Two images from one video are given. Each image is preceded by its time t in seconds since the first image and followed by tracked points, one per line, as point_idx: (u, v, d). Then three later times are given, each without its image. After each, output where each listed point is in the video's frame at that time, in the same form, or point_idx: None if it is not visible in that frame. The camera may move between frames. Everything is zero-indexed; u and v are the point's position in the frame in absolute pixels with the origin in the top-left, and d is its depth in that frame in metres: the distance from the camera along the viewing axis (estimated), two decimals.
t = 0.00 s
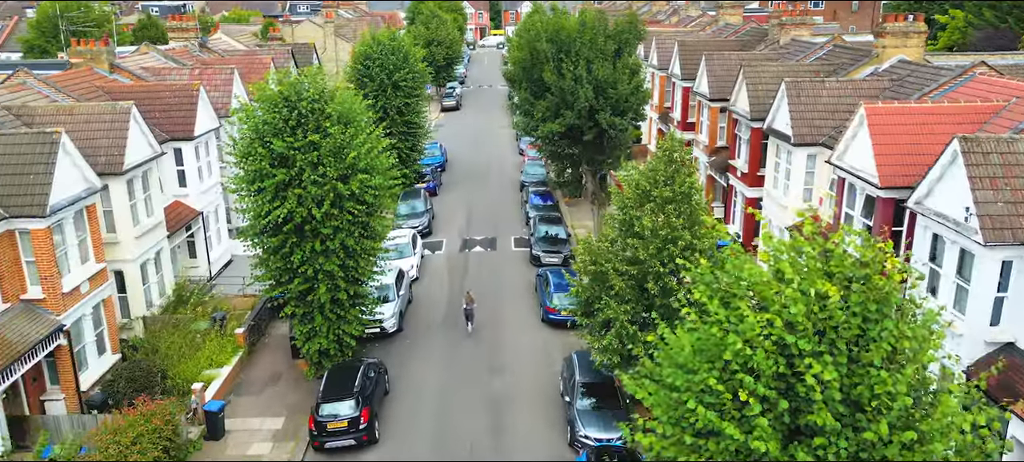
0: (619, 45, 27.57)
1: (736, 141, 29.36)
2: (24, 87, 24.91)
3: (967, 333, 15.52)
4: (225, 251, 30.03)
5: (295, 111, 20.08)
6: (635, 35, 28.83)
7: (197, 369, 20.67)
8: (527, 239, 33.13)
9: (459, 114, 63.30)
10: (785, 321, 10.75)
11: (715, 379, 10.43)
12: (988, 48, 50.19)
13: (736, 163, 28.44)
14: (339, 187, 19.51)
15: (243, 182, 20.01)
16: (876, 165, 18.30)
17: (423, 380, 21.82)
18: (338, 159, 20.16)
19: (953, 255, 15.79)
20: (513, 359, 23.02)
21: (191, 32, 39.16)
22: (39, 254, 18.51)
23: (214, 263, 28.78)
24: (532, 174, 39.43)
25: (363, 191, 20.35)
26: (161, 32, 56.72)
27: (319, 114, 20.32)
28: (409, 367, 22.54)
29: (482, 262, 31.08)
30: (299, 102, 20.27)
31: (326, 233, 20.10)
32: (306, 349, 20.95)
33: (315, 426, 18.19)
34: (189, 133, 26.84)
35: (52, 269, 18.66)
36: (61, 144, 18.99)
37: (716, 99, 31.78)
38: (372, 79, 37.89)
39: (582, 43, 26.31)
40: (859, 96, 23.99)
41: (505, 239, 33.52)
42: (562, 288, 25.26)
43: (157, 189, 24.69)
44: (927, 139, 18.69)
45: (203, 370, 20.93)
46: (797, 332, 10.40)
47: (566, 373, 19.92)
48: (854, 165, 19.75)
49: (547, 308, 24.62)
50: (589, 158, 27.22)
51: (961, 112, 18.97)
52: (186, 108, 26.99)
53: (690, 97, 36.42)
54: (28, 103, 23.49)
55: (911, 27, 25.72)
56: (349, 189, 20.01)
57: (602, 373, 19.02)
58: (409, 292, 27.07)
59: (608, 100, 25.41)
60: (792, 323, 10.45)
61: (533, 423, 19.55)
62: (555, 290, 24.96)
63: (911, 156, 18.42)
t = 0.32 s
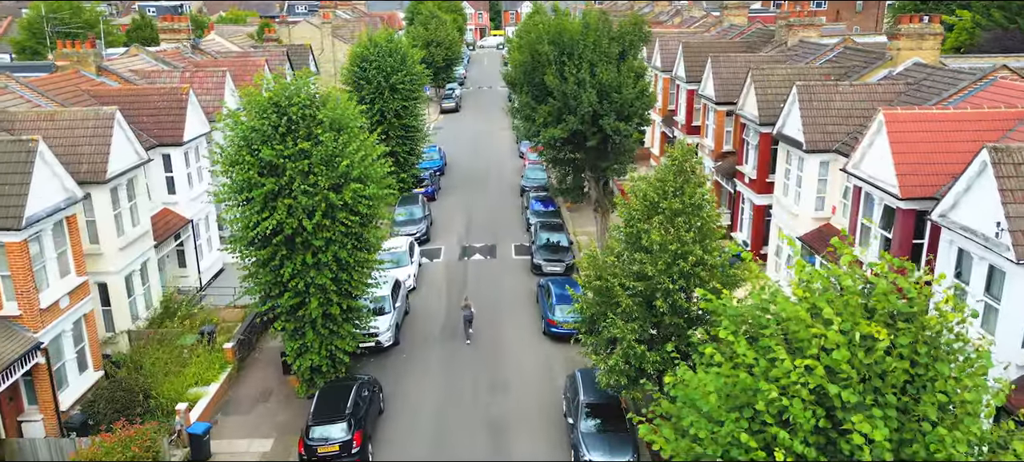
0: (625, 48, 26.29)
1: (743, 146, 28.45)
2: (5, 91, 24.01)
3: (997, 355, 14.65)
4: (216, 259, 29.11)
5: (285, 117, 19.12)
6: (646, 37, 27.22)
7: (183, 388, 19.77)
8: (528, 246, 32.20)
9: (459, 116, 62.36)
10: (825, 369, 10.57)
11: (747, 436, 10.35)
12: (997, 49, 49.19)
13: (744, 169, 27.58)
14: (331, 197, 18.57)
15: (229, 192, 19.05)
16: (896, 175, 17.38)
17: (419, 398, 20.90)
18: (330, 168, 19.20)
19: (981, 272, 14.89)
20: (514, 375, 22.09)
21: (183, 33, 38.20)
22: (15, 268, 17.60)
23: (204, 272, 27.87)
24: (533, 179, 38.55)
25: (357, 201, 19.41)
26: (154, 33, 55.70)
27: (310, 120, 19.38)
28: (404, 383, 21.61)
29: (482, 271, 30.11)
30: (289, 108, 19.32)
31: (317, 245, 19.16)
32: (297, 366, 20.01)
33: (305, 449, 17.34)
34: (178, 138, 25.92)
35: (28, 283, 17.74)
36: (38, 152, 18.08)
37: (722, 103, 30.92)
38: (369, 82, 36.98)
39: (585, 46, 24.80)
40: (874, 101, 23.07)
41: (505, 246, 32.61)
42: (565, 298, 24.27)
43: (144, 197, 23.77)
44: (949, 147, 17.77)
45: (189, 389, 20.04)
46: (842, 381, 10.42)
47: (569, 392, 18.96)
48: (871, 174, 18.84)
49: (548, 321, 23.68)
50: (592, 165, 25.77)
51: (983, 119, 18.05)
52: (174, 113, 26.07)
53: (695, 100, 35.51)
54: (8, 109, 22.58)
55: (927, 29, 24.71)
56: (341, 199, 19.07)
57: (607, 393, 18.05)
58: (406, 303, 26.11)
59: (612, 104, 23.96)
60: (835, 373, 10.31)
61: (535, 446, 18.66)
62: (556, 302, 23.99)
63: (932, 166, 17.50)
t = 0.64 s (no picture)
0: (629, 50, 24.62)
1: (751, 152, 27.49)
2: None
3: None
4: (206, 270, 28.15)
5: (273, 124, 18.12)
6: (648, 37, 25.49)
7: (166, 409, 18.82)
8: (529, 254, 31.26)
9: (458, 118, 61.37)
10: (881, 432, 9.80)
11: None
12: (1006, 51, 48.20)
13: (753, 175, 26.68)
14: (322, 209, 17.61)
15: (214, 203, 18.04)
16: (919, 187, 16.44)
17: (414, 417, 19.90)
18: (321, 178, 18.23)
19: (1014, 292, 14.02)
20: (515, 392, 21.07)
21: (174, 35, 37.23)
22: None
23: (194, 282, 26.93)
24: (534, 184, 37.66)
25: (350, 212, 18.44)
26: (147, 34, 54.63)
27: (300, 127, 18.41)
28: (399, 401, 20.63)
29: (481, 280, 29.13)
30: (278, 114, 18.34)
31: (308, 259, 18.21)
32: (286, 385, 19.05)
33: None
34: (166, 144, 24.97)
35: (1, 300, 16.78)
36: (12, 162, 17.14)
37: (728, 107, 30.00)
38: (366, 85, 36.05)
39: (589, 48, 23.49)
40: (889, 106, 22.12)
41: (505, 253, 31.64)
42: (568, 311, 23.29)
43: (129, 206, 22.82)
44: (974, 156, 16.80)
45: (173, 408, 19.11)
46: (902, 446, 9.50)
47: (573, 413, 18.02)
48: (890, 184, 17.90)
49: (551, 335, 22.71)
50: (595, 172, 24.65)
51: (1010, 126, 17.07)
52: (162, 118, 25.13)
53: (699, 103, 34.59)
54: None
55: (943, 31, 23.77)
56: (332, 210, 18.10)
57: (613, 415, 17.10)
58: (402, 316, 25.14)
59: (617, 109, 22.87)
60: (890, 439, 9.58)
61: None
62: (559, 316, 23.02)
63: (957, 177, 16.55)
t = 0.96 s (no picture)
0: (636, 51, 23.32)
1: (760, 158, 26.53)
2: None
3: None
4: (194, 280, 27.18)
5: (260, 132, 17.14)
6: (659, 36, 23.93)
7: (147, 432, 17.92)
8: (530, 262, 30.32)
9: (457, 120, 60.43)
10: None
11: None
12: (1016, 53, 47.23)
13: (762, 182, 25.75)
14: (312, 221, 16.63)
15: (197, 215, 17.04)
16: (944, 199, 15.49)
17: (409, 439, 18.90)
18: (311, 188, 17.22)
19: None
20: (515, 412, 20.06)
21: (164, 36, 36.26)
22: None
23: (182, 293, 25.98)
24: (534, 189, 36.70)
25: (341, 224, 17.44)
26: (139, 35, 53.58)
27: (289, 135, 17.43)
28: (394, 422, 19.65)
29: (480, 291, 28.14)
30: (265, 121, 17.35)
31: (296, 274, 17.22)
32: (274, 406, 18.08)
33: None
34: (152, 151, 24.00)
35: None
36: None
37: (736, 111, 29.08)
38: (361, 87, 35.09)
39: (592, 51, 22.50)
40: (906, 111, 21.20)
41: (505, 262, 30.68)
42: (572, 326, 22.28)
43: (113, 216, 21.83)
44: (1002, 166, 15.86)
45: (155, 431, 18.22)
46: None
47: (576, 436, 17.06)
48: (912, 194, 16.94)
49: (553, 350, 21.72)
50: (599, 179, 23.65)
51: None
52: (149, 123, 24.17)
53: (705, 107, 33.68)
54: None
55: (961, 33, 22.81)
56: (322, 222, 17.11)
57: (619, 441, 16.10)
58: (398, 329, 24.14)
59: (622, 115, 21.84)
60: None
61: None
62: (561, 330, 22.04)
63: (984, 188, 15.61)
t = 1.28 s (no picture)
0: (641, 54, 22.16)
1: (769, 164, 25.60)
2: None
3: None
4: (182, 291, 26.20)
5: (245, 140, 16.11)
6: (665, 38, 22.77)
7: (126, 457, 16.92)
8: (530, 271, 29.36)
9: (456, 122, 59.50)
10: None
11: None
12: None
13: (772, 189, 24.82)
14: (300, 236, 15.65)
15: (178, 228, 16.02)
16: (972, 212, 14.55)
17: None
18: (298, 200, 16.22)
19: None
20: (516, 434, 19.03)
21: (155, 37, 35.31)
22: None
23: (170, 304, 25.06)
24: (535, 194, 35.77)
25: (331, 238, 16.45)
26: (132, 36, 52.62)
27: (276, 144, 16.43)
28: (388, 444, 18.64)
29: (480, 301, 27.15)
30: (251, 129, 16.36)
31: (283, 290, 16.23)
32: (260, 429, 17.09)
33: None
34: (137, 158, 23.05)
35: None
36: None
37: (743, 115, 28.15)
38: (357, 90, 34.13)
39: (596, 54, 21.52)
40: (925, 117, 20.27)
41: (504, 271, 29.71)
42: (574, 341, 21.32)
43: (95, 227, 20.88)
44: None
45: (134, 457, 17.22)
46: None
47: None
48: (937, 206, 15.97)
49: (555, 367, 20.74)
50: (602, 188, 22.68)
51: None
52: (134, 129, 23.21)
53: (710, 110, 32.76)
54: None
55: (981, 35, 21.86)
56: (311, 236, 16.12)
57: None
58: (393, 343, 23.15)
59: (627, 121, 20.89)
60: None
61: None
62: (564, 345, 21.07)
63: (1015, 201, 14.66)
